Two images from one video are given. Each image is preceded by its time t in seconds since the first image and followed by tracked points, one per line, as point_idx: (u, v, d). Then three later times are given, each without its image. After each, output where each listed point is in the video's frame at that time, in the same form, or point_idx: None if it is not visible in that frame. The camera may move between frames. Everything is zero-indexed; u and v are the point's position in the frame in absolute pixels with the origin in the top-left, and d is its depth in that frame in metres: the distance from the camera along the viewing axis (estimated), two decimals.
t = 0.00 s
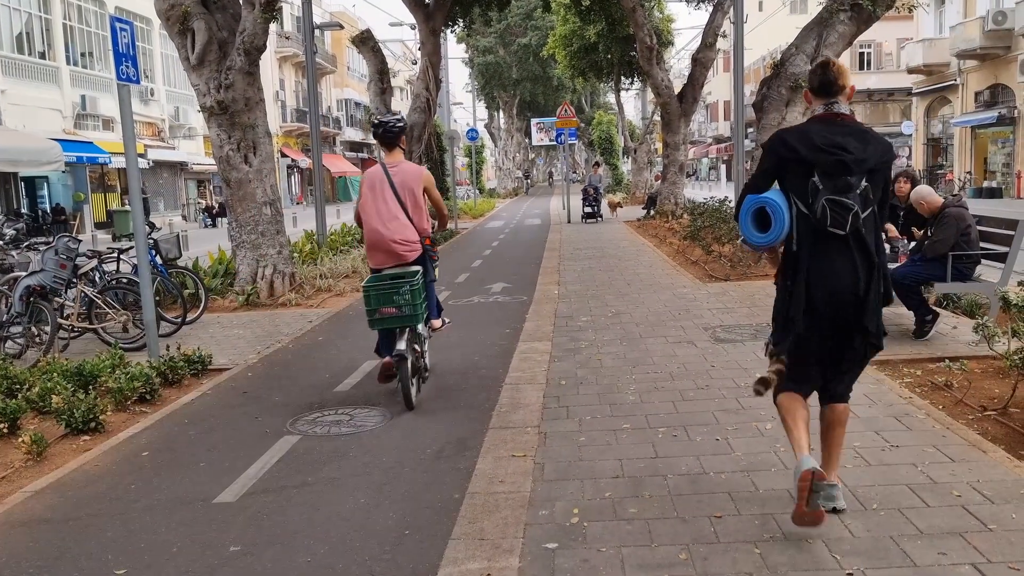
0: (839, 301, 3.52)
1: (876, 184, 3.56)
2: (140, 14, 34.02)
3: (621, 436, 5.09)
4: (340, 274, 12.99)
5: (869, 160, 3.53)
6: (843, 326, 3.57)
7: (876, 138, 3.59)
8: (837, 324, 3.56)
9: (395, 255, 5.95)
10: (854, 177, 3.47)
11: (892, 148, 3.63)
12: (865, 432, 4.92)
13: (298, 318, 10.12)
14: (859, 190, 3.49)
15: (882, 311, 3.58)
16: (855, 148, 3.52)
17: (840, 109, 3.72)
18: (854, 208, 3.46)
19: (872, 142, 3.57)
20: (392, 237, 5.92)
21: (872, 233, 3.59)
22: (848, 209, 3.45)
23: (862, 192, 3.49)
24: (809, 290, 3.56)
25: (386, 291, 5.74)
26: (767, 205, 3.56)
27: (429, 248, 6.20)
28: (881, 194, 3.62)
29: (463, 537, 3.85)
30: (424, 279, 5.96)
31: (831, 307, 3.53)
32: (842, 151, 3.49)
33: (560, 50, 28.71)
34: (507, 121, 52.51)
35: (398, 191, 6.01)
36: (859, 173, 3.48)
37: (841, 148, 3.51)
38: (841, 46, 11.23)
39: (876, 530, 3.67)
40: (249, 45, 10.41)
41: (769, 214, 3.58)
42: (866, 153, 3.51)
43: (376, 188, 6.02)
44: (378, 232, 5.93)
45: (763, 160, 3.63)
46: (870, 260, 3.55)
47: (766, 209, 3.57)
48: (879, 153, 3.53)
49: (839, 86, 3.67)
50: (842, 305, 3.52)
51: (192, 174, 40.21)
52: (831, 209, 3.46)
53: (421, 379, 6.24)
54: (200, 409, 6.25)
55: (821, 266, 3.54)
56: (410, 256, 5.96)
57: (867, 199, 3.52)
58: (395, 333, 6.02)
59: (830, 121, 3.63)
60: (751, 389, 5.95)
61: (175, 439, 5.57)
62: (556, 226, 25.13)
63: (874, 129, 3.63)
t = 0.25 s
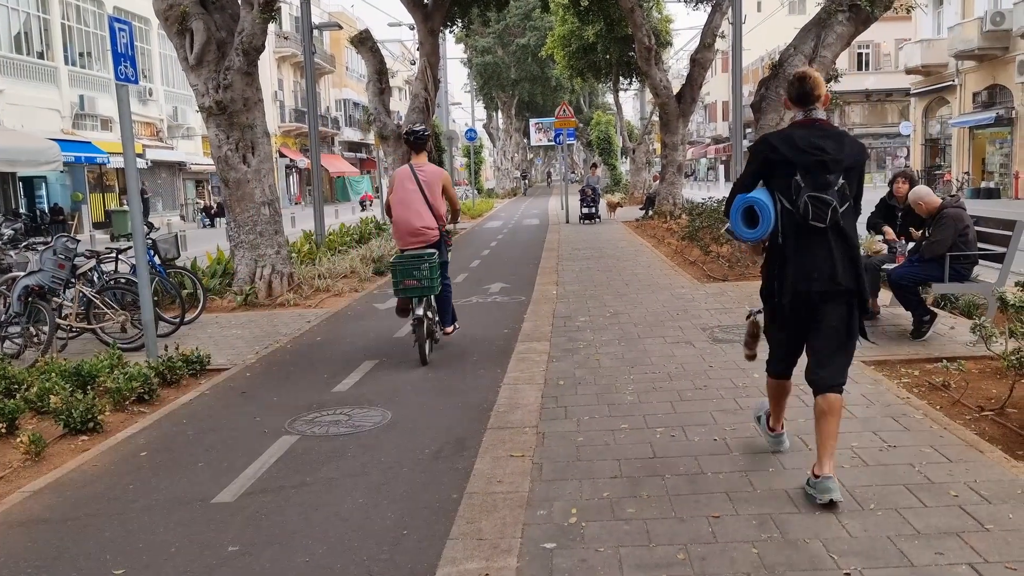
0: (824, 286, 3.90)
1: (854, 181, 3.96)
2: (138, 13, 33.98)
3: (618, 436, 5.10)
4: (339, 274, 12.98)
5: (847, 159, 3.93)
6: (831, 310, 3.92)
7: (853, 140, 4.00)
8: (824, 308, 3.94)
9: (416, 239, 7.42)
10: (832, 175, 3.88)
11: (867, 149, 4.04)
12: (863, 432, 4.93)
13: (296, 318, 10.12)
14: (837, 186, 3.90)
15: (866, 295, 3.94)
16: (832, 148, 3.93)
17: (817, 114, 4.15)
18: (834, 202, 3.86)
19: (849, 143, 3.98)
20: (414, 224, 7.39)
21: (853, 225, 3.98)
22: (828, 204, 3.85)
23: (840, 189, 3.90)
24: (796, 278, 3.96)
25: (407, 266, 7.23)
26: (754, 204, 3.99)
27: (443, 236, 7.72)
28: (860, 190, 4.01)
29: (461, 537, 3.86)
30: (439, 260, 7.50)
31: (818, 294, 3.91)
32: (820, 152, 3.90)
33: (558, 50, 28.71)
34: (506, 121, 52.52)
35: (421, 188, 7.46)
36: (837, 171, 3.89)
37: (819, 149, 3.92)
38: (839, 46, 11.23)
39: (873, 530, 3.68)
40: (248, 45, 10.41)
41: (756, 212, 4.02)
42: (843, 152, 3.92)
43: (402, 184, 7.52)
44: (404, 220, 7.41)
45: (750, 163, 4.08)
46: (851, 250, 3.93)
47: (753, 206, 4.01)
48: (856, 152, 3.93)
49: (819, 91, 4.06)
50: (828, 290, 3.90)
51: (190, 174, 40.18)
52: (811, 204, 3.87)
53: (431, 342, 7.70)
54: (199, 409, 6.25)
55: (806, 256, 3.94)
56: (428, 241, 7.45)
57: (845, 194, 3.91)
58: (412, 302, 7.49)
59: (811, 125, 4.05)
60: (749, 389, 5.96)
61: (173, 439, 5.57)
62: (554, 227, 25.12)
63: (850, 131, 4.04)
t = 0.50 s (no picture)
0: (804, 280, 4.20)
1: (829, 181, 4.23)
2: (137, 13, 33.97)
3: (618, 436, 5.11)
4: (337, 275, 12.99)
5: (822, 161, 4.21)
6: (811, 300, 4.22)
7: (828, 143, 4.27)
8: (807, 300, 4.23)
9: (431, 232, 8.59)
10: (807, 178, 4.16)
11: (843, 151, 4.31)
12: (861, 432, 4.94)
13: (295, 318, 10.13)
14: (813, 187, 4.17)
15: (842, 288, 4.24)
16: (808, 153, 4.22)
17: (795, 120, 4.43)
18: (809, 202, 4.14)
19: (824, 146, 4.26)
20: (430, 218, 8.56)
21: (831, 222, 4.26)
22: (805, 204, 4.13)
23: (816, 189, 4.16)
24: (780, 273, 4.24)
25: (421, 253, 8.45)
26: (737, 208, 4.29)
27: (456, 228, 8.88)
28: (836, 189, 4.28)
29: (460, 538, 3.86)
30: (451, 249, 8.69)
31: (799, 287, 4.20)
32: (797, 157, 4.20)
33: (557, 51, 28.74)
34: (505, 122, 52.55)
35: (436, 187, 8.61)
36: (811, 174, 4.17)
37: (795, 154, 4.21)
38: (837, 47, 11.25)
39: (871, 530, 3.69)
40: (246, 45, 10.42)
41: (739, 214, 4.31)
42: (817, 156, 4.20)
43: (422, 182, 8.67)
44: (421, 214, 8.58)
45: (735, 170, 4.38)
46: (828, 247, 4.22)
47: (735, 211, 4.32)
48: (829, 154, 4.21)
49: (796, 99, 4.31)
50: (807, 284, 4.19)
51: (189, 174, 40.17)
52: (790, 205, 4.16)
53: (443, 320, 8.91)
54: (198, 410, 6.25)
55: (787, 253, 4.22)
56: (442, 234, 8.61)
57: (821, 194, 4.19)
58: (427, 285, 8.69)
59: (788, 131, 4.33)
60: (747, 390, 5.96)
61: (172, 439, 5.57)
62: (553, 227, 25.16)
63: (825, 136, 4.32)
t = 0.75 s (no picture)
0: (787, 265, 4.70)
1: (813, 177, 4.74)
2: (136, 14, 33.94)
3: (616, 436, 5.12)
4: (336, 275, 13.00)
5: (806, 159, 4.73)
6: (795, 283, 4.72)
7: (813, 143, 4.79)
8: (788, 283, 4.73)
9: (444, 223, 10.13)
10: (791, 174, 4.68)
11: (830, 151, 4.81)
12: (859, 432, 4.96)
13: (294, 318, 10.14)
14: (796, 182, 4.68)
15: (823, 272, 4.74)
16: (793, 151, 4.75)
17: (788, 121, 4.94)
18: (793, 195, 4.65)
19: (810, 145, 4.77)
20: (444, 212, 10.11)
21: (814, 214, 4.76)
22: (788, 196, 4.65)
23: (799, 184, 4.68)
24: (765, 258, 4.75)
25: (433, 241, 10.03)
26: (729, 200, 4.82)
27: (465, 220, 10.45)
28: (821, 185, 4.78)
29: (458, 538, 3.87)
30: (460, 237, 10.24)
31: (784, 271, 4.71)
32: (783, 154, 4.73)
33: (556, 51, 28.76)
34: (504, 122, 52.57)
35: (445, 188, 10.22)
36: (795, 170, 4.68)
37: (781, 152, 4.74)
38: (836, 49, 11.28)
39: (870, 530, 3.70)
40: (245, 46, 10.42)
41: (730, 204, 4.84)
42: (801, 155, 4.73)
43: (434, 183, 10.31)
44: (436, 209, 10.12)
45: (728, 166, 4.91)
46: (810, 236, 4.72)
47: (727, 201, 4.85)
48: (812, 154, 4.72)
49: (790, 103, 4.80)
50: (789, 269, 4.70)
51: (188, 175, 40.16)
52: (774, 197, 4.68)
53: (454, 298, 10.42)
54: (197, 410, 6.26)
55: (774, 241, 4.74)
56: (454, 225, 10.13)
57: (805, 189, 4.70)
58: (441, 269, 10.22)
59: (779, 132, 4.86)
60: (745, 390, 5.98)
61: (171, 439, 5.58)
62: (552, 228, 25.17)
63: (813, 137, 4.82)
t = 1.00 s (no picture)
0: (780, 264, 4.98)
1: (808, 183, 5.02)
2: (134, 14, 33.93)
3: (615, 437, 5.13)
4: (335, 275, 13.01)
5: (802, 166, 5.01)
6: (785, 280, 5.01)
7: (809, 151, 5.07)
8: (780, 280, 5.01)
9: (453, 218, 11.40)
10: (789, 179, 4.95)
11: (824, 160, 5.10)
12: (857, 433, 4.96)
13: (294, 319, 10.15)
14: (793, 187, 4.96)
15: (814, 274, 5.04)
16: (792, 158, 5.02)
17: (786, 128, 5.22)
18: (789, 199, 4.93)
19: (806, 153, 5.05)
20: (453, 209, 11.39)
21: (806, 218, 5.05)
22: (785, 200, 4.92)
23: (795, 189, 4.95)
24: (760, 257, 5.02)
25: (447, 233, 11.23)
26: (729, 199, 5.06)
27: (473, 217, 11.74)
28: (813, 191, 5.07)
29: (457, 538, 3.88)
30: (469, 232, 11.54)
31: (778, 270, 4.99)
32: (782, 161, 4.99)
33: (555, 52, 28.79)
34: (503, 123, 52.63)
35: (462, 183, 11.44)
36: (793, 176, 4.96)
37: (780, 159, 5.00)
38: (834, 49, 11.30)
39: (867, 530, 3.71)
40: (245, 47, 10.42)
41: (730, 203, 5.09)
42: (799, 162, 5.00)
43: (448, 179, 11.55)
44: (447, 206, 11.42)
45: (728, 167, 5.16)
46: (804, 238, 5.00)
47: (727, 201, 5.09)
48: (809, 161, 5.00)
49: (791, 111, 5.06)
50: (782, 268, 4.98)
51: (187, 175, 40.17)
52: (773, 199, 4.95)
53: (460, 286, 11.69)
54: (197, 410, 6.27)
55: (770, 241, 5.01)
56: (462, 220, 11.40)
57: (799, 194, 4.98)
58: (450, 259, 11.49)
59: (778, 139, 5.12)
60: (743, 390, 5.99)
61: (170, 440, 5.59)
62: (551, 228, 25.19)
63: (809, 146, 5.10)
